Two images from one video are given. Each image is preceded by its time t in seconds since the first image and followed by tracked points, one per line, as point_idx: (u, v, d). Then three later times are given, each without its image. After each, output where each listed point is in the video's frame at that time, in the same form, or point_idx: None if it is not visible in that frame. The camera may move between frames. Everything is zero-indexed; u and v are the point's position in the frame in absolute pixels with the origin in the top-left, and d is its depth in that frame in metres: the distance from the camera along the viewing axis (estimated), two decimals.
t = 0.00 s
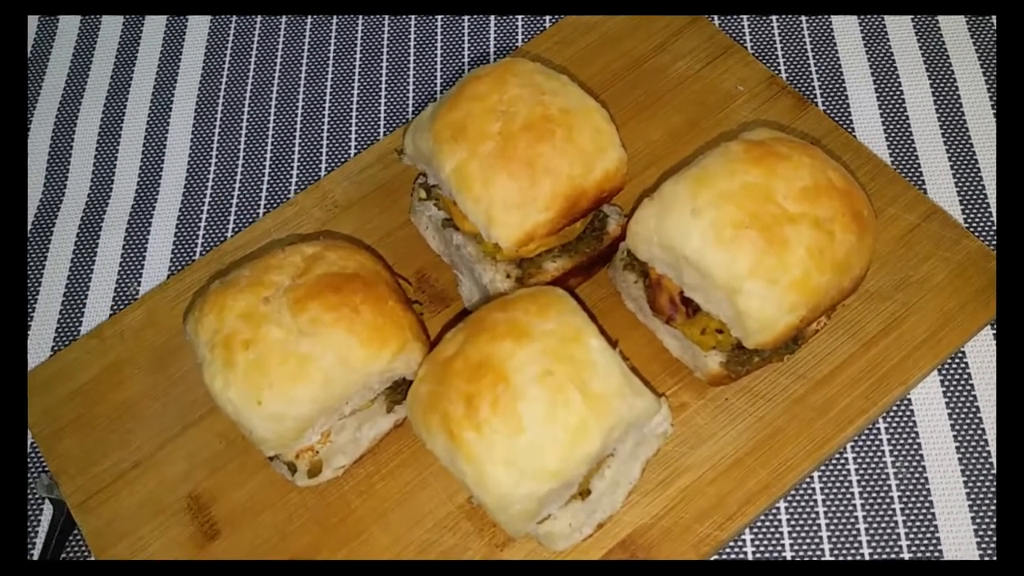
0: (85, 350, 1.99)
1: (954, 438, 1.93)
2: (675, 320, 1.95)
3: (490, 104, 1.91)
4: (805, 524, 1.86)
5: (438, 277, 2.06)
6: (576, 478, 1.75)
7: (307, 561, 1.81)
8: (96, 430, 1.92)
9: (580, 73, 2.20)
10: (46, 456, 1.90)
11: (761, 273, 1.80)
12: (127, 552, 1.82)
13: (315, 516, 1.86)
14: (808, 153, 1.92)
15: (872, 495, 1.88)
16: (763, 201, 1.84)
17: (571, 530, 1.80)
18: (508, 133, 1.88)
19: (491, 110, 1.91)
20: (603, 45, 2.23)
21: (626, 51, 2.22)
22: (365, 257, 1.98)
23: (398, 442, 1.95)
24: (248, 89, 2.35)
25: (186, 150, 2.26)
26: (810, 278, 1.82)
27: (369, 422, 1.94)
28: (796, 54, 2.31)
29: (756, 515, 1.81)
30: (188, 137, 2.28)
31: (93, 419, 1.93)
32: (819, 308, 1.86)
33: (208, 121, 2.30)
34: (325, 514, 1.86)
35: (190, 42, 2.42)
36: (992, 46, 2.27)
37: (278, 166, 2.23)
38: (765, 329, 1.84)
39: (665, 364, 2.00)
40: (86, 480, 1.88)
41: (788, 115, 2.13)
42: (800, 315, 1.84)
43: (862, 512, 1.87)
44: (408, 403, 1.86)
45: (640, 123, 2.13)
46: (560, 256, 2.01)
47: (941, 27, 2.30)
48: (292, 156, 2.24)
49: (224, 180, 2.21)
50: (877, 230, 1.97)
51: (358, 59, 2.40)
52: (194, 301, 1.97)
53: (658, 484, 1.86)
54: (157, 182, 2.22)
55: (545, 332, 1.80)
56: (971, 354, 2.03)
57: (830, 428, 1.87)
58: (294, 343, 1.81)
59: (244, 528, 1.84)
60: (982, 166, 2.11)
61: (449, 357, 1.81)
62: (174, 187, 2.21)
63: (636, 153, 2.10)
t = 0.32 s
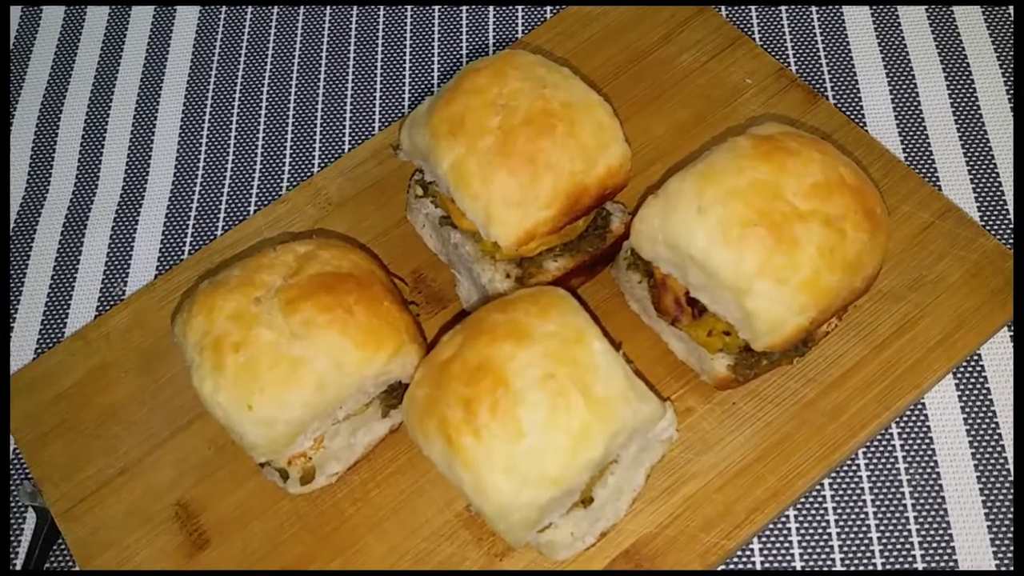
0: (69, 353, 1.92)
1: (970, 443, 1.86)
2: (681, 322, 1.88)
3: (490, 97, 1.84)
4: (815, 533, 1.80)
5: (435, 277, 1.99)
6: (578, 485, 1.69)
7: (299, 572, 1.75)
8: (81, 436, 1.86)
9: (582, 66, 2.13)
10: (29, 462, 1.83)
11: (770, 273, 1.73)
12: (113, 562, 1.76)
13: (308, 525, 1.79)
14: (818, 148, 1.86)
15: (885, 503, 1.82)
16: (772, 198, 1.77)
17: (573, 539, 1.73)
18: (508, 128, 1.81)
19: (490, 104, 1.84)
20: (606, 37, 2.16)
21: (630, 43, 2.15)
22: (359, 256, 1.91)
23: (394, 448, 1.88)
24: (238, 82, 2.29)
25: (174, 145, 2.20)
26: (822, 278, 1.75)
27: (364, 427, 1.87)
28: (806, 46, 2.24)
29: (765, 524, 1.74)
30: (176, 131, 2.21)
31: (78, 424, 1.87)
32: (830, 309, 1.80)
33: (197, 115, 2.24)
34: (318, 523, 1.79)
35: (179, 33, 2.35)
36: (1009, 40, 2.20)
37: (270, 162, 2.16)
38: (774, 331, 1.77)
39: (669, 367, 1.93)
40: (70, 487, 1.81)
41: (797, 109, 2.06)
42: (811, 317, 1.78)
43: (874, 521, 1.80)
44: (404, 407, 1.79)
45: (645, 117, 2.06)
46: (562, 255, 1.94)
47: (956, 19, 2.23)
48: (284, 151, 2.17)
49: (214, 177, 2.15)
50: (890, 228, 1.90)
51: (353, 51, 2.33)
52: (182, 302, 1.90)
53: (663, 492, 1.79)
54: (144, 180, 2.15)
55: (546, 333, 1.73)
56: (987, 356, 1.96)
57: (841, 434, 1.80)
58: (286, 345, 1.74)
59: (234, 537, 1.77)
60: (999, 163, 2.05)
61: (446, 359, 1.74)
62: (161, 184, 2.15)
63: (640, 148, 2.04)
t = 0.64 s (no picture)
0: (61, 354, 1.89)
1: (979, 446, 1.82)
2: (685, 322, 1.84)
3: (489, 93, 1.80)
4: (822, 538, 1.76)
5: (433, 276, 1.95)
6: (579, 488, 1.65)
7: None
8: (73, 439, 1.82)
9: (584, 62, 2.09)
10: (19, 466, 1.80)
11: (776, 273, 1.70)
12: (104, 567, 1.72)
13: (303, 530, 1.75)
14: (825, 145, 1.82)
15: (893, 507, 1.78)
16: (778, 196, 1.73)
17: (574, 543, 1.69)
18: (508, 125, 1.77)
19: (490, 100, 1.80)
20: (608, 32, 2.13)
21: (632, 38, 2.11)
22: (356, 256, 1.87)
23: (392, 452, 1.84)
24: (233, 77, 2.25)
25: (166, 142, 2.16)
26: (828, 277, 1.71)
27: (362, 431, 1.82)
28: (813, 41, 2.20)
29: (770, 529, 1.70)
30: (169, 128, 2.18)
31: (70, 427, 1.84)
32: (837, 309, 1.76)
33: (190, 112, 2.20)
34: (314, 528, 1.76)
35: (172, 28, 2.32)
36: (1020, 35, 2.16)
37: (266, 159, 2.13)
38: (779, 332, 1.74)
39: (673, 369, 1.89)
40: (62, 491, 1.78)
41: (802, 105, 2.02)
42: (817, 317, 1.74)
43: (882, 525, 1.76)
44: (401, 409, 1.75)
45: (648, 115, 2.03)
46: (563, 254, 1.91)
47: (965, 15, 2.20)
48: (280, 148, 2.14)
49: (207, 174, 2.11)
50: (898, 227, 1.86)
51: (350, 46, 2.29)
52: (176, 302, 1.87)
53: (666, 496, 1.75)
54: (137, 178, 2.12)
55: (547, 334, 1.69)
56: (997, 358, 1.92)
57: (848, 437, 1.77)
58: (282, 346, 1.71)
59: (229, 542, 1.74)
60: (1008, 161, 2.01)
61: (445, 361, 1.70)
62: (155, 183, 2.11)
63: (642, 146, 2.00)
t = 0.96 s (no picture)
0: (61, 355, 1.89)
1: (980, 446, 1.82)
2: (685, 322, 1.84)
3: (489, 93, 1.80)
4: (822, 538, 1.76)
5: (433, 276, 1.95)
6: (579, 488, 1.65)
7: None
8: (73, 439, 1.82)
9: (584, 62, 2.09)
10: (19, 466, 1.80)
11: (776, 273, 1.70)
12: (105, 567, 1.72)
13: (304, 531, 1.75)
14: (826, 145, 1.82)
15: (893, 507, 1.78)
16: (778, 195, 1.73)
17: (574, 543, 1.69)
18: (508, 125, 1.77)
19: (490, 100, 1.80)
20: (608, 32, 2.13)
21: (632, 39, 2.12)
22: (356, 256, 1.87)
23: (392, 452, 1.84)
24: (233, 77, 2.25)
25: (166, 142, 2.16)
26: (828, 277, 1.71)
27: (362, 431, 1.82)
28: (813, 41, 2.20)
29: (770, 529, 1.70)
30: (168, 128, 2.18)
31: (70, 427, 1.84)
32: (837, 308, 1.76)
33: (190, 112, 2.20)
34: (314, 528, 1.76)
35: (172, 28, 2.32)
36: (1020, 35, 2.16)
37: (266, 159, 2.13)
38: (779, 332, 1.74)
39: (673, 369, 1.89)
40: (62, 491, 1.78)
41: (802, 105, 2.02)
42: (817, 317, 1.74)
43: (883, 525, 1.76)
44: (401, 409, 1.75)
45: (647, 115, 2.03)
46: (563, 254, 1.91)
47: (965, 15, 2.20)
48: (280, 148, 2.14)
49: (207, 174, 2.11)
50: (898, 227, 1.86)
51: (350, 46, 2.29)
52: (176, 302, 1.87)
53: (666, 496, 1.75)
54: (137, 178, 2.12)
55: (547, 334, 1.69)
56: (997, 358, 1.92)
57: (848, 437, 1.77)
58: (282, 347, 1.71)
59: (229, 542, 1.74)
60: (1009, 161, 2.01)
61: (445, 361, 1.70)
62: (155, 183, 2.11)
63: (642, 146, 2.00)
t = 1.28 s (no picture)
0: (61, 354, 1.89)
1: (980, 446, 1.82)
2: (685, 322, 1.84)
3: (489, 93, 1.80)
4: (822, 538, 1.76)
5: (433, 276, 1.96)
6: (579, 488, 1.65)
7: None
8: (73, 439, 1.82)
9: (584, 62, 2.09)
10: (19, 466, 1.80)
11: (776, 273, 1.70)
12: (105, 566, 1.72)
13: (303, 530, 1.75)
14: (826, 145, 1.81)
15: (893, 507, 1.78)
16: (778, 195, 1.73)
17: (574, 543, 1.69)
18: (508, 125, 1.77)
19: (490, 100, 1.80)
20: (609, 32, 2.13)
21: (633, 38, 2.11)
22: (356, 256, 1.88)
23: (392, 452, 1.84)
24: (233, 77, 2.25)
25: (166, 142, 2.16)
26: (828, 277, 1.71)
27: (362, 431, 1.82)
28: (813, 41, 2.20)
29: (770, 529, 1.70)
30: (168, 128, 2.18)
31: (70, 427, 1.84)
32: (837, 308, 1.76)
33: (190, 112, 2.20)
34: (314, 528, 1.76)
35: (172, 28, 2.32)
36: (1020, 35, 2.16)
37: (266, 159, 2.13)
38: (779, 332, 1.74)
39: (673, 369, 1.89)
40: (61, 491, 1.78)
41: (802, 105, 2.02)
42: (816, 317, 1.74)
43: (883, 525, 1.76)
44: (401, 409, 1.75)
45: (647, 115, 2.03)
46: (563, 254, 1.91)
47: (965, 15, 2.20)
48: (280, 147, 2.14)
49: (207, 174, 2.11)
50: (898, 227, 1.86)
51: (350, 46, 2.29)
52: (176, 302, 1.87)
53: (666, 496, 1.75)
54: (137, 178, 2.12)
55: (547, 334, 1.69)
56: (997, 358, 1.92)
57: (848, 437, 1.77)
58: (282, 347, 1.71)
59: (229, 542, 1.74)
60: (1009, 161, 2.01)
61: (445, 360, 1.70)
62: (155, 183, 2.11)
63: (642, 146, 2.00)
